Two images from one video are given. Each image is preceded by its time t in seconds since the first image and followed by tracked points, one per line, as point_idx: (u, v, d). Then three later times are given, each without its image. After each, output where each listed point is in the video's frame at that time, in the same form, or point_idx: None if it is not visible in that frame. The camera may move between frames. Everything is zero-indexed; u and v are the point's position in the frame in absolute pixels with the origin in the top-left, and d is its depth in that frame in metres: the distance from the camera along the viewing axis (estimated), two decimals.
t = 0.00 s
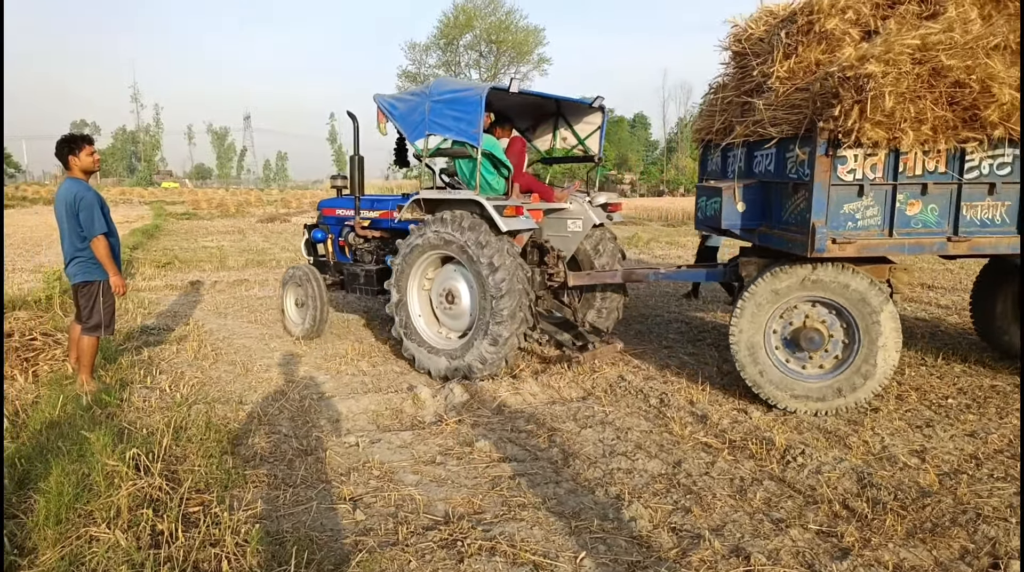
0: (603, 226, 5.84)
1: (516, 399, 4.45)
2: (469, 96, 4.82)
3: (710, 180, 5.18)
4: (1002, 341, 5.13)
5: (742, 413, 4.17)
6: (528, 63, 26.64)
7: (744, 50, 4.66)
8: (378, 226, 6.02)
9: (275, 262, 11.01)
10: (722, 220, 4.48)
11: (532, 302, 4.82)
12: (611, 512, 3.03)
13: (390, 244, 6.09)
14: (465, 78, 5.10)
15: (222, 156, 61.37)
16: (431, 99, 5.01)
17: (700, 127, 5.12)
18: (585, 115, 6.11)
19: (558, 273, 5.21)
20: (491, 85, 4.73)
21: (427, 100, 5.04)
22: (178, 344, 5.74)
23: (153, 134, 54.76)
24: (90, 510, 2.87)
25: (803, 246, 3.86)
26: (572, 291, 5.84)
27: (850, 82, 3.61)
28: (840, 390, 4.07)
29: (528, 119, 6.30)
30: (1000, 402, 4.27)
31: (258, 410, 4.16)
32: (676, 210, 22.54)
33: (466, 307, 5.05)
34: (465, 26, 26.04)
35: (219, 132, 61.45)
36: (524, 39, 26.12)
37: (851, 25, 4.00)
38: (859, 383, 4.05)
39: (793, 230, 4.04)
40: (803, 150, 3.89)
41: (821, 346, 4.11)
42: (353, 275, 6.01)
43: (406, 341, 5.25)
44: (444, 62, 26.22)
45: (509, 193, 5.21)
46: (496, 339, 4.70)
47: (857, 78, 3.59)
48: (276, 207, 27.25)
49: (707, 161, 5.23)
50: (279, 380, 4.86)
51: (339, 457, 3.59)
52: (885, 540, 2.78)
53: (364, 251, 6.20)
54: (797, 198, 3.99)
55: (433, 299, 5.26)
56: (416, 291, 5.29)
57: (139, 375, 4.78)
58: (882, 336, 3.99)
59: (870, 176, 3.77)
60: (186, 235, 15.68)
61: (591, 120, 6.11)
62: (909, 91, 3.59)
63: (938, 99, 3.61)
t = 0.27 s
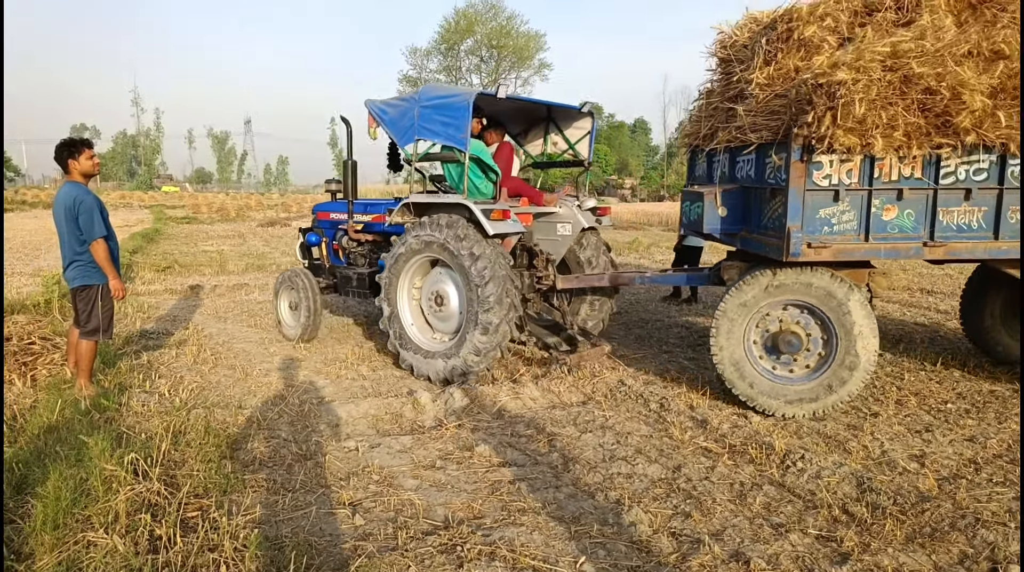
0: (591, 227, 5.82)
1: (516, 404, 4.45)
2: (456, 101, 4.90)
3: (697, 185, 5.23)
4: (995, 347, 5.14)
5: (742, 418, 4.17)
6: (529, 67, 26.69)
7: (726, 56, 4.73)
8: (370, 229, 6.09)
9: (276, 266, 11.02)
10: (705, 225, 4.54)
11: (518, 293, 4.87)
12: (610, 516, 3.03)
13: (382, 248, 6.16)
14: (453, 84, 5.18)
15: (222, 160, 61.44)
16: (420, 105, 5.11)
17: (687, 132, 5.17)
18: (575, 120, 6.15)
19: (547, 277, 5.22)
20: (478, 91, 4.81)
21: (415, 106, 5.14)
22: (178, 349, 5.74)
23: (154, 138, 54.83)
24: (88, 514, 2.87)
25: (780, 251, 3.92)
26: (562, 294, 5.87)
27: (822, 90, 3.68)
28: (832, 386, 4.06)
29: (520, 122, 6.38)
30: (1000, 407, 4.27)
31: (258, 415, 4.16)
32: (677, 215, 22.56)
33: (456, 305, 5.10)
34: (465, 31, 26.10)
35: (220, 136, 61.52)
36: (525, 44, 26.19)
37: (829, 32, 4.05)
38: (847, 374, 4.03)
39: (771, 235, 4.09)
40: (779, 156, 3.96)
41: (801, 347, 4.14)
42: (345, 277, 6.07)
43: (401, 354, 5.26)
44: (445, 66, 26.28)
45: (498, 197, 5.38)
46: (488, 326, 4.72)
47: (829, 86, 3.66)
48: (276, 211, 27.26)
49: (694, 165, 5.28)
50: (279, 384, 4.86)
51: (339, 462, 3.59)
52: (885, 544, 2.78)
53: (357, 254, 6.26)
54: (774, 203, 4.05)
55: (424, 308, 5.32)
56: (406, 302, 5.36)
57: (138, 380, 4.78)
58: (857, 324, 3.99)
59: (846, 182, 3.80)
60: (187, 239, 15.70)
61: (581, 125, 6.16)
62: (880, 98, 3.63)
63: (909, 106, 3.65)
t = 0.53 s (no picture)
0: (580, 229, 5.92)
1: (514, 406, 4.46)
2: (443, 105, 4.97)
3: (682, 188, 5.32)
4: (983, 349, 5.18)
5: (739, 421, 4.18)
6: (528, 70, 26.70)
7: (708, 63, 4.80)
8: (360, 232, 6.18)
9: (275, 269, 11.01)
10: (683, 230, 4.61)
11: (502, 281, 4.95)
12: (608, 519, 3.03)
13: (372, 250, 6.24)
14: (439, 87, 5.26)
15: (220, 163, 61.36)
16: (407, 108, 5.18)
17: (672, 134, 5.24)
18: (564, 125, 6.22)
19: (533, 280, 5.34)
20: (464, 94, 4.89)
21: (403, 109, 5.20)
22: (175, 351, 5.73)
23: (151, 141, 54.78)
24: (85, 517, 2.87)
25: (752, 255, 4.04)
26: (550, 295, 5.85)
27: (789, 99, 3.80)
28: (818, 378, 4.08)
29: (511, 127, 6.45)
30: (996, 410, 4.29)
31: (255, 418, 4.16)
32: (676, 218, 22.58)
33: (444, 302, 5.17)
34: (464, 34, 26.14)
35: (217, 139, 61.47)
36: (523, 47, 26.23)
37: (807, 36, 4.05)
38: (825, 361, 4.06)
39: (745, 239, 4.21)
40: (751, 162, 4.10)
41: (776, 347, 4.20)
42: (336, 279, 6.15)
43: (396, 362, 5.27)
44: (443, 69, 26.32)
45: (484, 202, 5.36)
46: (474, 312, 4.78)
47: (796, 94, 3.79)
48: (274, 214, 27.23)
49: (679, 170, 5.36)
50: (276, 387, 4.86)
51: (337, 465, 3.59)
52: (881, 546, 2.79)
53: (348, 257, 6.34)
54: (747, 208, 4.17)
55: (414, 314, 5.37)
56: (395, 311, 5.42)
57: (135, 383, 4.78)
58: (824, 313, 4.05)
59: (816, 188, 3.92)
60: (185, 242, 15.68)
61: (569, 128, 6.22)
62: (845, 105, 3.76)
63: (876, 113, 3.77)
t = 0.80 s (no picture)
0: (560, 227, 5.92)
1: (507, 404, 4.47)
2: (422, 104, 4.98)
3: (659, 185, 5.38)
4: (963, 341, 5.22)
5: (731, 417, 4.21)
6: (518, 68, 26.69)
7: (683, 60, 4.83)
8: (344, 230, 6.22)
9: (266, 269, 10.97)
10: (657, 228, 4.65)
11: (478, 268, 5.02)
12: (601, 514, 3.05)
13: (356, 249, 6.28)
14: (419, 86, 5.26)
15: (209, 163, 60.99)
16: (387, 107, 5.19)
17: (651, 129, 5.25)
18: (545, 123, 6.22)
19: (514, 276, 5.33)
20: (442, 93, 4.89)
21: (383, 109, 5.21)
22: (166, 353, 5.70)
23: (139, 141, 54.41)
24: (75, 520, 2.86)
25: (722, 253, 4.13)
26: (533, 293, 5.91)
27: (755, 99, 3.88)
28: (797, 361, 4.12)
29: (492, 125, 6.46)
30: (984, 403, 4.34)
31: (247, 418, 4.15)
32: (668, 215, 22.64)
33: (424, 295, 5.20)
34: (454, 32, 26.09)
35: (207, 139, 61.13)
36: (514, 45, 26.22)
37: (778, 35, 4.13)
38: (799, 344, 4.11)
39: (715, 236, 4.29)
40: (720, 161, 4.18)
41: (749, 340, 4.26)
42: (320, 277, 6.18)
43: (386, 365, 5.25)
44: (434, 67, 26.28)
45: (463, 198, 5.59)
46: (454, 293, 4.83)
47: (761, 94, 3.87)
48: (265, 214, 27.10)
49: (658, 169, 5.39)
50: (268, 388, 4.85)
51: (330, 465, 3.59)
52: (871, 539, 2.82)
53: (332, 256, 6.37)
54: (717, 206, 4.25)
55: (399, 315, 5.40)
56: (379, 315, 5.44)
57: (125, 384, 4.76)
58: (785, 297, 4.12)
59: (785, 186, 4.01)
60: (175, 243, 15.60)
61: (550, 126, 6.24)
62: (810, 105, 3.85)
63: (840, 112, 3.85)
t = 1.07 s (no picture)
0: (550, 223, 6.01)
1: (505, 400, 4.47)
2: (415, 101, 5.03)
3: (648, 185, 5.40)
4: (954, 343, 5.24)
5: (728, 415, 4.21)
6: (518, 65, 26.70)
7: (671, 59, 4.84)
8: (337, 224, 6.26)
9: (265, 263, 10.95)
10: (643, 225, 4.70)
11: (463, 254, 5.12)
12: (598, 511, 3.05)
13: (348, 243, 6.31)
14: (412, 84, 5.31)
15: (210, 157, 60.93)
16: (379, 104, 5.23)
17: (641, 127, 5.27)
18: (536, 120, 6.25)
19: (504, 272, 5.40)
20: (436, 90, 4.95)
21: (375, 105, 5.25)
22: (164, 346, 5.70)
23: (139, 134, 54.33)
24: (73, 512, 2.85)
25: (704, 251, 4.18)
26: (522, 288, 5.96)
27: (736, 99, 3.92)
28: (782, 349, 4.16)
29: (483, 121, 6.46)
30: (981, 404, 4.34)
31: (245, 412, 4.15)
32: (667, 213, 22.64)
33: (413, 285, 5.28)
34: (455, 28, 26.04)
35: (207, 133, 61.05)
36: (514, 41, 26.17)
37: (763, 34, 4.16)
38: (780, 333, 4.16)
39: (700, 235, 4.35)
40: (704, 160, 4.23)
41: (732, 337, 4.32)
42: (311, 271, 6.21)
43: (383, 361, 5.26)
44: (434, 63, 26.25)
45: (455, 193, 5.44)
46: (442, 275, 4.93)
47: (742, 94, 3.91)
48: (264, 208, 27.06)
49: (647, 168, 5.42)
50: (266, 382, 4.85)
51: (327, 459, 3.58)
52: (867, 538, 2.82)
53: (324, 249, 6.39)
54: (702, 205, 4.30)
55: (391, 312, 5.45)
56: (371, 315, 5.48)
57: (123, 377, 4.75)
58: (757, 289, 4.18)
59: (768, 185, 4.06)
60: (174, 236, 15.59)
61: (541, 125, 6.27)
62: (791, 104, 3.89)
63: (822, 112, 3.89)
